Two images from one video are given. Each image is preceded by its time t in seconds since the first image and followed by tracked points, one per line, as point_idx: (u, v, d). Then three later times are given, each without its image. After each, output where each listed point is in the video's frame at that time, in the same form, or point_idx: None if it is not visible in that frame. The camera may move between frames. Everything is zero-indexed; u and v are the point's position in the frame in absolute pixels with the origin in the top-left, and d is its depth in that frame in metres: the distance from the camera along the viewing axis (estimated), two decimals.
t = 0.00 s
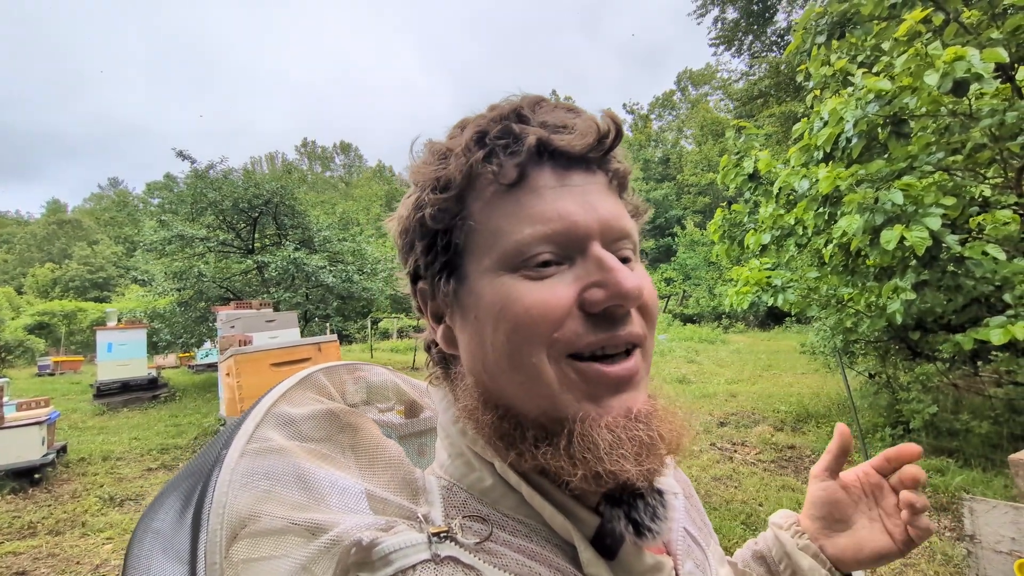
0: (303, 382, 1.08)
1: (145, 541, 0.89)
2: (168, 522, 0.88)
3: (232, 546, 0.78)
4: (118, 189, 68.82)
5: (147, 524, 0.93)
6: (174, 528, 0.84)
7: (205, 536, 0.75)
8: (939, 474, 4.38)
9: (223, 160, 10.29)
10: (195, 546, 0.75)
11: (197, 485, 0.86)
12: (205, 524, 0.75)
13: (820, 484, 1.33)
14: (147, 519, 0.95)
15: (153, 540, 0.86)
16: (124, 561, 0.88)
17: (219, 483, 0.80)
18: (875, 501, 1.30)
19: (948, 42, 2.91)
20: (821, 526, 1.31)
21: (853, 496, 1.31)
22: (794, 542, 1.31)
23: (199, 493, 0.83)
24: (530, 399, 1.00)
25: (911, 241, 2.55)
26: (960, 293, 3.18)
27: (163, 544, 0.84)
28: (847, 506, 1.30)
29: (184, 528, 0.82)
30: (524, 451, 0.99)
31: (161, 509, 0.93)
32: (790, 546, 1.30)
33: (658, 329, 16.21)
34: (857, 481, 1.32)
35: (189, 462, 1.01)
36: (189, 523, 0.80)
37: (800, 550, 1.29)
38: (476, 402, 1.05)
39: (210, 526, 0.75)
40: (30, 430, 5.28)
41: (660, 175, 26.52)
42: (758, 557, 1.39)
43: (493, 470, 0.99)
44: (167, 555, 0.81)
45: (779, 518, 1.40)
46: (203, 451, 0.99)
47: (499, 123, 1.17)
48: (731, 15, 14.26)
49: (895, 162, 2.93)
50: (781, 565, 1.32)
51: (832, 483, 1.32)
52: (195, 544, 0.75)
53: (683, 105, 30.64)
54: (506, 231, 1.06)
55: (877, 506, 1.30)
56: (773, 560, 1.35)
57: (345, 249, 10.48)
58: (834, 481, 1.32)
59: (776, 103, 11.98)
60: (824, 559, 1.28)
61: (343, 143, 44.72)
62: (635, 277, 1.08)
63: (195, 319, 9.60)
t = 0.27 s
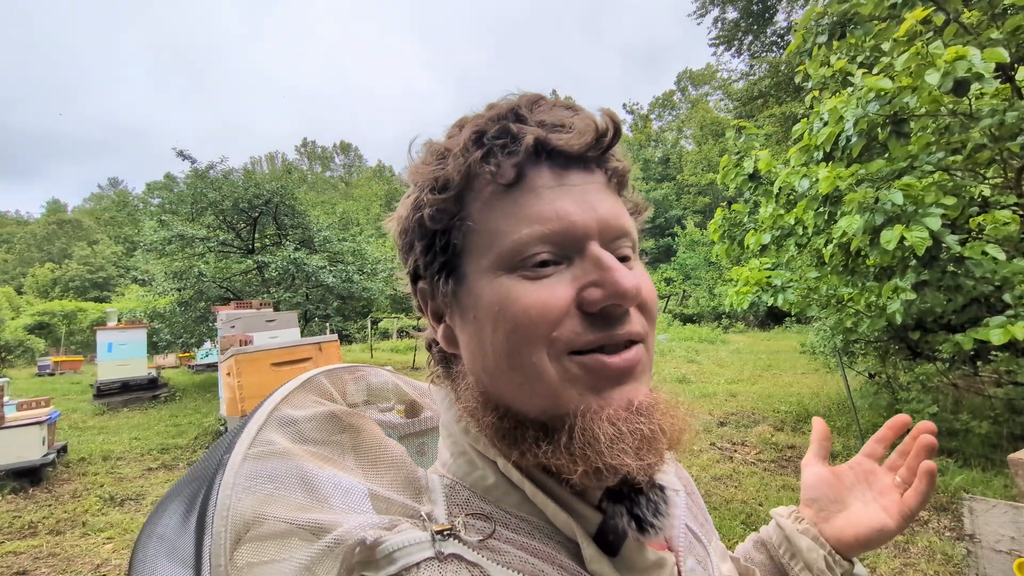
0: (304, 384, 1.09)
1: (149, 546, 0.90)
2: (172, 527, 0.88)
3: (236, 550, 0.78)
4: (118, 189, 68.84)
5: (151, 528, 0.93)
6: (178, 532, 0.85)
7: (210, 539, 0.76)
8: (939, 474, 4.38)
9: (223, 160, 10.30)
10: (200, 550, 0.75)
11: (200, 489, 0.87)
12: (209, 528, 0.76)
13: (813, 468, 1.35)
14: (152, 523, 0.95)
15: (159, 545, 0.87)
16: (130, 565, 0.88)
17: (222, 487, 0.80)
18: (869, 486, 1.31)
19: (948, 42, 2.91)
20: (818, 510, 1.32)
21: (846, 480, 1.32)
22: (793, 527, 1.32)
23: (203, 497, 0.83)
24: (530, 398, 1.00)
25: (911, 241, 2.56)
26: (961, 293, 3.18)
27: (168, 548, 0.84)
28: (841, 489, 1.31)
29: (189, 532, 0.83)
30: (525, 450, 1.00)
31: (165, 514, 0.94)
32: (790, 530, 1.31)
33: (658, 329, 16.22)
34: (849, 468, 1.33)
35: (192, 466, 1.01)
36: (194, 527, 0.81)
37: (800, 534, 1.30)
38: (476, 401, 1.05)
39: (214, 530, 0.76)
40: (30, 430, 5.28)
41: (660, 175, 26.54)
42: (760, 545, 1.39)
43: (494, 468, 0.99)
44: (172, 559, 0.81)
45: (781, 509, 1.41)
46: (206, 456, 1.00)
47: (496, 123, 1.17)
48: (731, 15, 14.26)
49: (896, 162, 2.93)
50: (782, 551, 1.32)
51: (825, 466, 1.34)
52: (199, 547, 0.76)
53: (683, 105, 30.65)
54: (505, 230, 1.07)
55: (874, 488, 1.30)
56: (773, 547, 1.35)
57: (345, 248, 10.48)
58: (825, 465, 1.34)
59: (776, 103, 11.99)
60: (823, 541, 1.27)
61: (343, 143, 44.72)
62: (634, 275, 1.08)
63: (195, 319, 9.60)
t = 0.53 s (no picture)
0: (302, 384, 1.09)
1: (148, 547, 0.90)
2: (171, 527, 0.88)
3: (234, 550, 0.78)
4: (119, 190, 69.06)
5: (150, 529, 0.93)
6: (177, 532, 0.85)
7: (207, 540, 0.76)
8: (939, 474, 4.38)
9: (223, 160, 10.30)
10: (199, 549, 0.76)
11: (199, 488, 0.87)
12: (208, 528, 0.76)
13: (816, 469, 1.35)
14: (151, 523, 0.95)
15: (158, 545, 0.87)
16: (128, 566, 0.88)
17: (220, 486, 0.80)
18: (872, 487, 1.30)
19: (948, 42, 2.91)
20: (821, 512, 1.31)
21: (849, 483, 1.31)
22: (794, 529, 1.32)
23: (201, 496, 0.84)
24: (527, 396, 1.00)
25: (911, 241, 2.56)
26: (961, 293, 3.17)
27: (167, 549, 0.84)
28: (844, 491, 1.31)
29: (187, 532, 0.83)
30: (522, 450, 1.00)
31: (163, 514, 0.94)
32: (791, 532, 1.32)
33: (658, 329, 16.23)
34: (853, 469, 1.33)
35: (191, 466, 1.01)
36: (192, 526, 0.81)
37: (801, 537, 1.30)
38: (474, 400, 1.05)
39: (212, 530, 0.76)
40: (31, 430, 5.29)
41: (659, 176, 26.56)
42: (760, 547, 1.40)
43: (492, 467, 0.99)
44: (170, 560, 0.81)
45: (782, 510, 1.42)
46: (204, 456, 0.99)
47: (492, 122, 1.17)
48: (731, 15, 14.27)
49: (896, 161, 2.93)
50: (783, 553, 1.33)
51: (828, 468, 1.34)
52: (198, 548, 0.76)
53: (683, 105, 30.67)
54: (502, 228, 1.07)
55: (876, 490, 1.30)
56: (775, 549, 1.36)
57: (345, 248, 10.49)
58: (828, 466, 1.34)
59: (775, 103, 11.99)
60: (823, 544, 1.28)
61: (342, 143, 44.75)
62: (631, 271, 1.08)
63: (195, 319, 9.60)
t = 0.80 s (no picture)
0: (303, 385, 1.08)
1: (148, 547, 0.89)
2: (171, 527, 0.88)
3: (233, 551, 0.78)
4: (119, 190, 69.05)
5: (149, 529, 0.93)
6: (177, 532, 0.85)
7: (206, 541, 0.75)
8: (940, 474, 4.38)
9: (223, 160, 10.30)
10: (197, 551, 0.75)
11: (199, 489, 0.86)
12: (207, 529, 0.76)
13: (818, 470, 1.34)
14: (151, 523, 0.95)
15: (157, 545, 0.87)
16: (128, 566, 0.88)
17: (220, 488, 0.80)
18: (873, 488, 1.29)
19: (948, 42, 2.91)
20: (822, 513, 1.31)
21: (851, 483, 1.30)
22: (795, 531, 1.32)
23: (201, 498, 0.83)
24: (528, 399, 1.00)
25: (911, 241, 2.55)
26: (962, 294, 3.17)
27: (167, 549, 0.84)
28: (846, 492, 1.29)
29: (187, 533, 0.82)
30: (523, 452, 0.99)
31: (163, 515, 0.93)
32: (791, 534, 1.32)
33: (658, 330, 16.22)
34: (855, 469, 1.31)
35: (191, 467, 1.01)
36: (192, 527, 0.80)
37: (801, 539, 1.30)
38: (474, 402, 1.05)
39: (211, 531, 0.76)
40: (31, 430, 5.29)
41: (659, 176, 26.56)
42: (761, 549, 1.40)
43: (492, 470, 0.99)
44: (170, 561, 0.81)
45: (781, 510, 1.42)
46: (204, 457, 0.99)
47: (492, 124, 1.17)
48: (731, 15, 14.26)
49: (896, 162, 2.93)
50: (784, 555, 1.33)
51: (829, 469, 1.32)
52: (197, 549, 0.75)
53: (683, 105, 30.65)
54: (502, 230, 1.06)
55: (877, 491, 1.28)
56: (776, 551, 1.36)
57: (345, 249, 10.49)
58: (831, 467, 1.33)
59: (776, 104, 11.99)
60: (824, 545, 1.28)
61: (343, 144, 44.75)
62: (631, 273, 1.08)
63: (195, 319, 9.59)
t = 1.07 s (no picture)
0: (305, 386, 1.08)
1: (149, 548, 0.89)
2: (172, 529, 0.87)
3: (235, 553, 0.77)
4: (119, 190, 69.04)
5: (150, 530, 0.92)
6: (178, 534, 0.84)
7: (207, 544, 0.75)
8: (941, 474, 4.37)
9: (223, 160, 10.29)
10: (199, 553, 0.75)
11: (200, 490, 0.86)
12: (209, 532, 0.75)
13: (829, 479, 1.30)
14: (151, 525, 0.94)
15: (158, 547, 0.86)
16: (128, 568, 0.87)
17: (221, 490, 0.79)
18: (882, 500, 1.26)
19: (949, 41, 2.90)
20: (832, 521, 1.29)
21: (863, 490, 1.28)
22: (800, 538, 1.32)
23: (203, 499, 0.83)
24: (535, 400, 0.99)
25: (912, 240, 2.55)
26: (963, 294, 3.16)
27: (167, 551, 0.83)
28: (858, 501, 1.27)
29: (188, 534, 0.82)
30: (529, 453, 0.99)
31: (164, 516, 0.93)
32: (797, 541, 1.31)
33: (658, 329, 16.22)
34: (866, 476, 1.28)
35: (192, 468, 1.00)
36: (193, 529, 0.80)
37: (808, 546, 1.30)
38: (479, 402, 1.04)
39: (213, 533, 0.75)
40: (31, 430, 5.28)
41: (660, 175, 26.56)
42: (766, 554, 1.40)
43: (497, 471, 0.98)
44: (171, 562, 0.80)
45: (786, 515, 1.42)
46: (205, 457, 0.99)
47: (500, 123, 1.16)
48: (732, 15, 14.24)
49: (897, 162, 2.92)
50: (790, 562, 1.33)
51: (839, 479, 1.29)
52: (199, 551, 0.75)
53: (683, 105, 30.64)
54: (509, 229, 1.06)
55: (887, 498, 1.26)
56: (781, 557, 1.36)
57: (345, 249, 10.48)
58: (844, 476, 1.29)
59: (776, 103, 11.98)
60: (831, 553, 1.27)
61: (343, 144, 44.74)
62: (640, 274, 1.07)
63: (195, 319, 9.59)
